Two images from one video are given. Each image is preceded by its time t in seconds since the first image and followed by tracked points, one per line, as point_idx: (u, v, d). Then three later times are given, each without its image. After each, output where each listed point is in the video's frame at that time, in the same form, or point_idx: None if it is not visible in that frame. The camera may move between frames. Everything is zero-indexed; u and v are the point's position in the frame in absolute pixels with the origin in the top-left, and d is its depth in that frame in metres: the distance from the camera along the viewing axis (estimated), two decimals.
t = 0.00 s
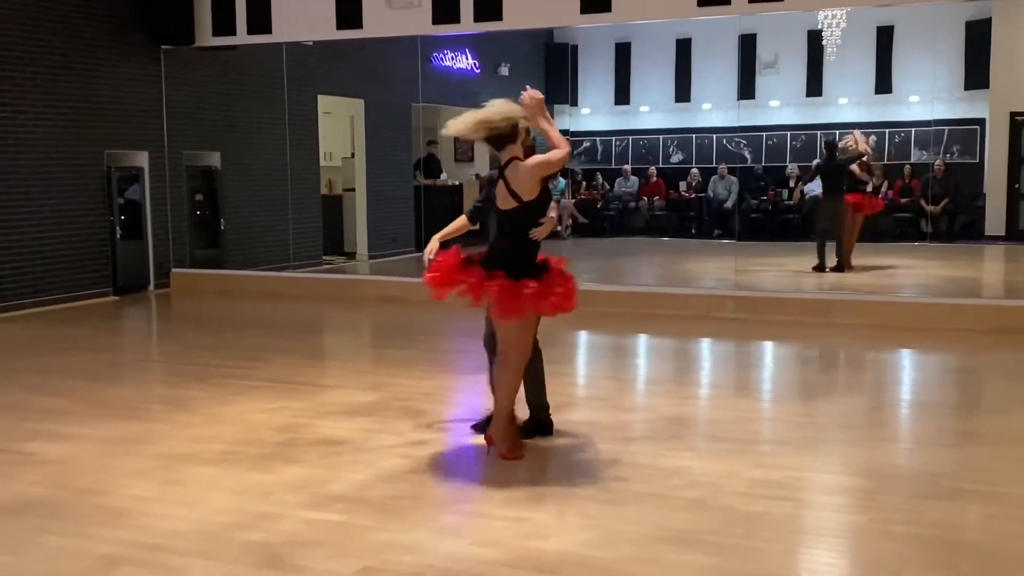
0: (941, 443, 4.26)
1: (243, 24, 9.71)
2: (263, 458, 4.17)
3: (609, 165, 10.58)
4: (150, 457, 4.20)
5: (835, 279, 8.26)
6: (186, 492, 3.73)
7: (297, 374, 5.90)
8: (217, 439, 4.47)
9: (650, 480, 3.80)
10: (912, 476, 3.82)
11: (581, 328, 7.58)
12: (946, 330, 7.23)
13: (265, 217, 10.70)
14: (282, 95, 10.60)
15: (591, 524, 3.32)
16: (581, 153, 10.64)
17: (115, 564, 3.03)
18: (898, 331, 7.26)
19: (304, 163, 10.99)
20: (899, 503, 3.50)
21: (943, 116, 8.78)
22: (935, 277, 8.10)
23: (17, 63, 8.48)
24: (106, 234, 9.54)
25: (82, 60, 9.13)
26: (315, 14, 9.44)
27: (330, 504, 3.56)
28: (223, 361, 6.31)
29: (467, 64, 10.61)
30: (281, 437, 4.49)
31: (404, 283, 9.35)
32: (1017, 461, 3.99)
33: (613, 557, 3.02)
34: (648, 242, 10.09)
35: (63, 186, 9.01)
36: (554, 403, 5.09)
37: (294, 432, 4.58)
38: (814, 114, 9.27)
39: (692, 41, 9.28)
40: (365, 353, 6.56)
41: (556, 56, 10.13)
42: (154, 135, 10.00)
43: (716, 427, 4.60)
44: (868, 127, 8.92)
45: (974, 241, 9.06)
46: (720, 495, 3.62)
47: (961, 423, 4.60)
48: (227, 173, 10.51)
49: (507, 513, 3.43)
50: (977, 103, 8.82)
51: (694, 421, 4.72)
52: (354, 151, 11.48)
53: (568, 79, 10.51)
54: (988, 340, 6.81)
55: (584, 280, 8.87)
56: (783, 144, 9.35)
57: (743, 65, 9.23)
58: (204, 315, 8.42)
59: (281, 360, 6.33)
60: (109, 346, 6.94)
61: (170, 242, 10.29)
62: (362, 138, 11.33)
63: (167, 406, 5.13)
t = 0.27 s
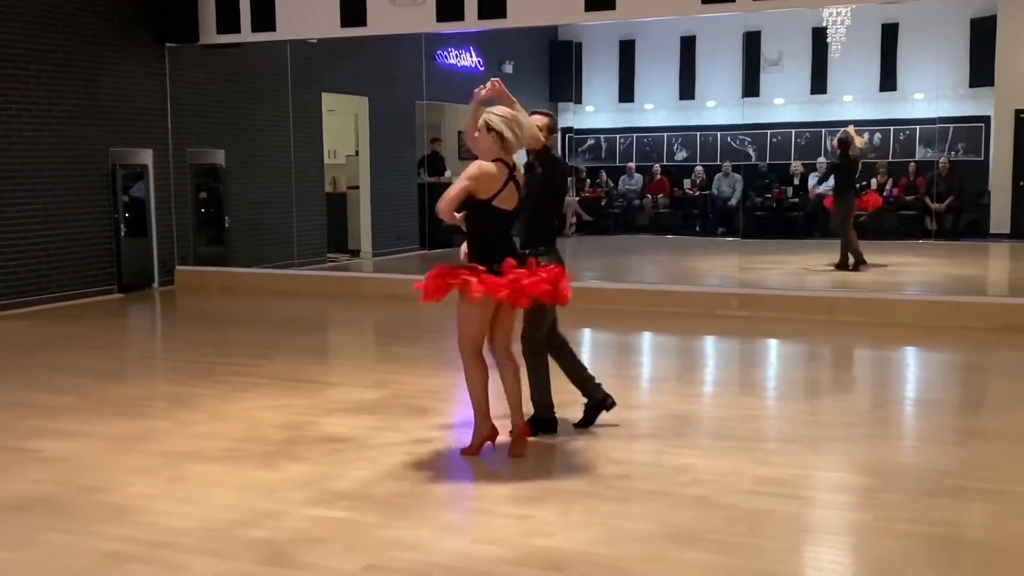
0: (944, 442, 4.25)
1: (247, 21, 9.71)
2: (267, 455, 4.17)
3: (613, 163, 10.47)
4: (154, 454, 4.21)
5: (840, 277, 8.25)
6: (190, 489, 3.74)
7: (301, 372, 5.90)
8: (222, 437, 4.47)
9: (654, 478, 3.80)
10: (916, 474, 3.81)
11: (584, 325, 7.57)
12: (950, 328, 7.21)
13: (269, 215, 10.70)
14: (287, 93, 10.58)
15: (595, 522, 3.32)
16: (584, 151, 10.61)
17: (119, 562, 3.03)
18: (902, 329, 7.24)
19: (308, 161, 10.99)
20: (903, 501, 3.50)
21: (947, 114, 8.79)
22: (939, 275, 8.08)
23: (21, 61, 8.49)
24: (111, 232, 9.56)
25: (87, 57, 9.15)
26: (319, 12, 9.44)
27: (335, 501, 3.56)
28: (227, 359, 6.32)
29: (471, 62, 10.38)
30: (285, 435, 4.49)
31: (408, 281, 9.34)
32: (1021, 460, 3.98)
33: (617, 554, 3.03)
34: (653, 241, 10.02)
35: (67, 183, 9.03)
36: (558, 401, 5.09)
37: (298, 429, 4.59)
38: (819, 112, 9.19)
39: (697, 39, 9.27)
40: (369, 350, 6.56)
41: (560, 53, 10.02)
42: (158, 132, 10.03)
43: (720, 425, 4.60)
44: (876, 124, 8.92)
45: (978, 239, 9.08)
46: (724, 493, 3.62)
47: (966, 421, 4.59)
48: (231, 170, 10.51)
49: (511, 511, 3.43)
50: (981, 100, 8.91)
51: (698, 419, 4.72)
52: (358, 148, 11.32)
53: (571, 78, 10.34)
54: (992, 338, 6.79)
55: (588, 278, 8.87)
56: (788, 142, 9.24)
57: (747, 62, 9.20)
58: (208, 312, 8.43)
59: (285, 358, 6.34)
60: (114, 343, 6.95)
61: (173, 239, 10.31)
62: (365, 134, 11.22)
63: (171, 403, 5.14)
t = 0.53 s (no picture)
0: (945, 439, 4.25)
1: (249, 18, 9.71)
2: (270, 452, 4.18)
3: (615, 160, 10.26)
4: (156, 451, 4.22)
5: (842, 274, 8.24)
6: (192, 486, 3.74)
7: (303, 369, 5.90)
8: (224, 434, 4.48)
9: (656, 475, 3.80)
10: (918, 471, 3.81)
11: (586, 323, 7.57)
12: (953, 325, 7.20)
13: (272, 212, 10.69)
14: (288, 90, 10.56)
15: (597, 519, 3.32)
16: (587, 148, 10.30)
17: (121, 558, 3.04)
18: (905, 326, 7.23)
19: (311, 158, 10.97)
20: (905, 499, 3.49)
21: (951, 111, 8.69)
22: (942, 272, 8.07)
23: (24, 57, 8.50)
24: (113, 229, 9.57)
25: (89, 54, 9.15)
26: (321, 9, 9.44)
27: (337, 499, 3.56)
28: (229, 356, 6.32)
29: (474, 59, 10.40)
30: (287, 432, 4.49)
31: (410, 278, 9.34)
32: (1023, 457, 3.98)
33: (619, 552, 3.03)
34: (655, 238, 10.00)
35: (69, 181, 9.03)
36: (560, 399, 5.09)
37: (300, 426, 4.59)
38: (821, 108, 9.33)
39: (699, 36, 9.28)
40: (372, 348, 6.56)
41: (563, 52, 9.73)
42: (161, 129, 10.03)
43: (722, 422, 4.60)
44: (874, 121, 9.07)
45: (980, 237, 9.00)
46: (726, 490, 3.62)
47: (968, 418, 4.58)
48: (234, 167, 10.51)
49: (513, 508, 3.43)
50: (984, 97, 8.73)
51: (700, 417, 4.72)
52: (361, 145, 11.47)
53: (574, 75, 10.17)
54: (994, 336, 6.78)
55: (590, 275, 8.86)
56: (790, 139, 9.39)
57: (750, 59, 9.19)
58: (210, 310, 8.43)
59: (287, 355, 6.34)
60: (116, 341, 6.96)
61: (176, 237, 10.33)
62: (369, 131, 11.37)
63: (173, 400, 5.15)
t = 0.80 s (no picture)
0: (946, 436, 4.25)
1: (250, 15, 9.69)
2: (271, 450, 4.18)
3: (615, 157, 10.10)
4: (157, 449, 4.22)
5: (843, 271, 8.24)
6: (193, 484, 3.74)
7: (304, 366, 5.90)
8: (225, 431, 4.48)
9: (657, 472, 3.81)
10: (919, 469, 3.81)
11: (587, 320, 7.58)
12: (954, 323, 7.21)
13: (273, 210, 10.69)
14: (288, 88, 10.54)
15: (598, 516, 3.32)
16: (587, 146, 10.08)
17: (122, 556, 3.04)
18: (906, 323, 7.23)
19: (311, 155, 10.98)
20: (906, 495, 3.50)
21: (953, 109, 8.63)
22: (942, 269, 8.06)
23: (25, 55, 8.50)
24: (114, 226, 9.57)
25: (89, 52, 9.14)
26: (322, 6, 9.43)
27: (338, 496, 3.57)
28: (229, 353, 6.32)
29: (474, 56, 10.20)
30: (288, 429, 4.50)
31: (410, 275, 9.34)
32: None
33: (620, 549, 3.03)
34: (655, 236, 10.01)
35: (69, 178, 9.03)
36: (561, 396, 5.09)
37: (301, 423, 4.60)
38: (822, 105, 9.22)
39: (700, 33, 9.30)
40: (372, 345, 6.56)
41: (563, 51, 9.66)
42: (161, 127, 10.03)
43: (723, 419, 4.60)
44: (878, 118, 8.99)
45: (981, 234, 8.90)
46: (726, 487, 3.62)
47: (969, 415, 4.59)
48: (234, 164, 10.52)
49: (513, 505, 3.43)
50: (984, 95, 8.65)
51: (701, 414, 4.72)
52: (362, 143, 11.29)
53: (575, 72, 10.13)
54: (996, 333, 6.78)
55: (591, 273, 8.86)
56: (791, 136, 9.38)
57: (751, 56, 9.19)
58: (210, 307, 8.43)
59: (288, 352, 6.34)
60: (117, 338, 6.96)
61: (176, 234, 10.33)
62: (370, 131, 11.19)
63: (174, 398, 5.15)
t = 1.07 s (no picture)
0: (945, 432, 4.27)
1: (249, 11, 9.66)
2: (271, 447, 4.18)
3: (615, 154, 10.37)
4: (157, 446, 4.22)
5: (842, 268, 8.24)
6: (193, 481, 3.74)
7: (304, 364, 5.91)
8: (225, 429, 4.48)
9: (657, 469, 3.81)
10: (919, 466, 3.81)
11: (586, 317, 7.58)
12: (953, 320, 7.22)
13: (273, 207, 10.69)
14: (288, 85, 10.60)
15: (598, 513, 3.32)
16: (587, 143, 10.45)
17: (121, 553, 3.04)
18: (906, 320, 7.24)
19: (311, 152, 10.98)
20: (905, 493, 3.50)
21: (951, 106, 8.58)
22: (942, 267, 8.05)
23: (24, 52, 8.49)
24: (113, 224, 9.56)
25: (88, 49, 9.13)
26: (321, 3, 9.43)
27: (337, 493, 3.57)
28: (229, 351, 6.33)
29: (474, 53, 10.47)
30: (288, 426, 4.50)
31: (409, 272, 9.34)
32: None
33: (620, 546, 3.03)
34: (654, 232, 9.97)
35: (69, 176, 9.02)
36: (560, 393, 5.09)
37: (301, 421, 4.60)
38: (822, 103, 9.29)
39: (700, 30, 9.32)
40: (371, 342, 6.57)
41: (563, 47, 9.81)
42: (160, 124, 10.00)
43: (722, 416, 4.61)
44: (878, 115, 9.05)
45: (981, 231, 8.84)
46: (726, 484, 3.62)
47: (969, 412, 4.60)
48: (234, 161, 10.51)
49: (513, 502, 3.43)
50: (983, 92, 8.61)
51: (701, 411, 4.72)
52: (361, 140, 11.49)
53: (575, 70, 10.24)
54: (996, 330, 6.78)
55: (590, 270, 8.86)
56: (790, 133, 9.30)
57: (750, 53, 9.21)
58: (209, 305, 8.43)
59: (287, 350, 6.34)
60: (116, 336, 6.96)
61: (176, 232, 10.31)
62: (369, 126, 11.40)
63: (174, 395, 5.15)
